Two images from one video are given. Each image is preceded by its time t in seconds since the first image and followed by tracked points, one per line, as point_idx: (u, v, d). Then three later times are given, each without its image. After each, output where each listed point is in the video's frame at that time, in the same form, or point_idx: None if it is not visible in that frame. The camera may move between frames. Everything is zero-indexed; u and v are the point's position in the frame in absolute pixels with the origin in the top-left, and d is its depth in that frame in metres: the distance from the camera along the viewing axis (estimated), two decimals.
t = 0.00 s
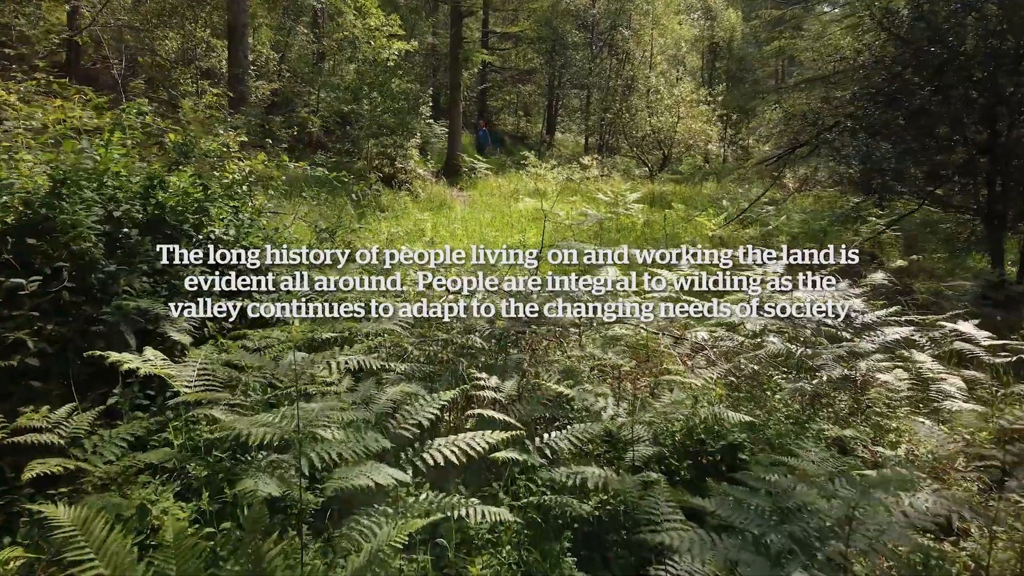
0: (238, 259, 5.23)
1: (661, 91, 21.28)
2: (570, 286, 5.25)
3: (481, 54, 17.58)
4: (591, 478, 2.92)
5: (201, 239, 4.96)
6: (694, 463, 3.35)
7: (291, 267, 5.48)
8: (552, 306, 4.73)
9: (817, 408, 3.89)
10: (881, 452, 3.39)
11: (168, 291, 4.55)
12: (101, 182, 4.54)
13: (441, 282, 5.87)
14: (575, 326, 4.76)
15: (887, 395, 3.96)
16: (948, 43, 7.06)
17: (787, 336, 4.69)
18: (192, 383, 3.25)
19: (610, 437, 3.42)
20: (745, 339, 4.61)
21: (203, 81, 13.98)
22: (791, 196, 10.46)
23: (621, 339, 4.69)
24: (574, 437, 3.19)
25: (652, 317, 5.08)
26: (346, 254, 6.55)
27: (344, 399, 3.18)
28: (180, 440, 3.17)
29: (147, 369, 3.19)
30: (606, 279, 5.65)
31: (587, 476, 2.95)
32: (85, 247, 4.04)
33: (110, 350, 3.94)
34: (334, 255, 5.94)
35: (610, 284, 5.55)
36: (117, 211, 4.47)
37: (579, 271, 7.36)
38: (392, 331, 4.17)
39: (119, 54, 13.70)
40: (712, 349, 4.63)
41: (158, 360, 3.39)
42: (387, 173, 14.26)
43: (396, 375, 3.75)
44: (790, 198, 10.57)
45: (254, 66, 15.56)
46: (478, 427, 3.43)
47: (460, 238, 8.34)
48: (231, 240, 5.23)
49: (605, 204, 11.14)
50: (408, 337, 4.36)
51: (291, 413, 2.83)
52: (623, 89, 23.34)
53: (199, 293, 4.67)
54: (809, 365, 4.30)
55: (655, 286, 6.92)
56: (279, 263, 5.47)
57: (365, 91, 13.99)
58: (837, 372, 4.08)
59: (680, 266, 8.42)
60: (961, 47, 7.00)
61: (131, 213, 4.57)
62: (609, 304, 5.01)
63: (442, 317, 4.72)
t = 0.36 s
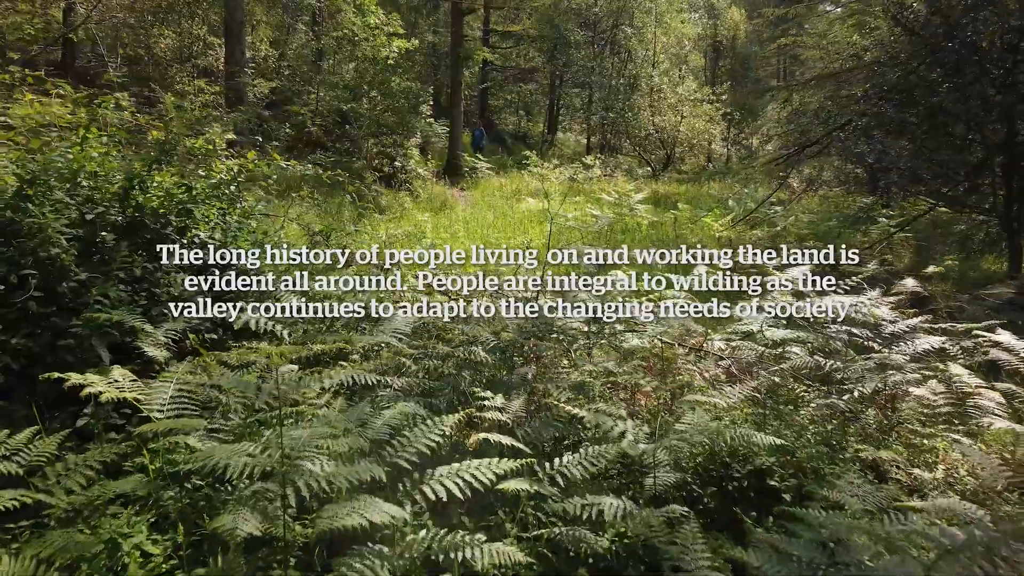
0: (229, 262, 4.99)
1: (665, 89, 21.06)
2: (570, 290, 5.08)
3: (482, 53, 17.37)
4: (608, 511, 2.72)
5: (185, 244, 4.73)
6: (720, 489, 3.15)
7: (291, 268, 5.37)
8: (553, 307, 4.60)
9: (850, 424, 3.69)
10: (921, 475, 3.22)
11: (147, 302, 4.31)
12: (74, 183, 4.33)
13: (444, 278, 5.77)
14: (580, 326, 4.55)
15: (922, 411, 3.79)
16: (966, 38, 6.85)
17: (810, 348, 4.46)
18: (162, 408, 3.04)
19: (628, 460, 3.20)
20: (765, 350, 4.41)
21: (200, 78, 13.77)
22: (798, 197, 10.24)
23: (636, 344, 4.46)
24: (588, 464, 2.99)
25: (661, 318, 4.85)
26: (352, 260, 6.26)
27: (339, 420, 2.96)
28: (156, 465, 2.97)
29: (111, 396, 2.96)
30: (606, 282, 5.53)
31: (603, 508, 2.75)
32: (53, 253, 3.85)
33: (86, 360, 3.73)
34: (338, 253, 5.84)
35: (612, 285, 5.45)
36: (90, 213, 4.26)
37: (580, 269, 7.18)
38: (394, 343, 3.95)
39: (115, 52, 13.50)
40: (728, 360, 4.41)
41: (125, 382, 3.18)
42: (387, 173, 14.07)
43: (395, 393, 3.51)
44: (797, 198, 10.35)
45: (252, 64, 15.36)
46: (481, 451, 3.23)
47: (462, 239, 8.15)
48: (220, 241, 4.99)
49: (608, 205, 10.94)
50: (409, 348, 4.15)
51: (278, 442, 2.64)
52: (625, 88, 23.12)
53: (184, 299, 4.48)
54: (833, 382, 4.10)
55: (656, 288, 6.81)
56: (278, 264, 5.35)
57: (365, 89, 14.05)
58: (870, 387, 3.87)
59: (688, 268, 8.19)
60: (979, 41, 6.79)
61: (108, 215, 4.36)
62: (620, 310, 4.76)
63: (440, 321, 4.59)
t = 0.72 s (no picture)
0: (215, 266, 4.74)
1: (668, 88, 20.83)
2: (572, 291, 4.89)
3: (483, 52, 17.18)
4: (629, 555, 2.53)
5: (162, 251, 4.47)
6: (750, 527, 2.92)
7: (291, 268, 5.23)
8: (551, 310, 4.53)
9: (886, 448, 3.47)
10: (965, 506, 3.08)
11: (120, 314, 4.04)
12: (42, 186, 4.10)
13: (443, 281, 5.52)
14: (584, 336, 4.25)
15: (963, 430, 3.66)
16: (984, 34, 6.64)
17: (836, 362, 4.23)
18: (126, 444, 2.81)
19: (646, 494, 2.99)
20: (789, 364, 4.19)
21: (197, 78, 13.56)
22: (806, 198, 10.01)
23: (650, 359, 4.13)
24: (604, 500, 2.78)
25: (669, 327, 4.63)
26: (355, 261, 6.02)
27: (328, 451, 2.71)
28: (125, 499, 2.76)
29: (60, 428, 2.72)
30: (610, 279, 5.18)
31: (623, 552, 2.56)
32: (13, 262, 3.57)
33: (50, 381, 3.48)
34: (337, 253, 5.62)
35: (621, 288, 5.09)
36: (59, 220, 3.98)
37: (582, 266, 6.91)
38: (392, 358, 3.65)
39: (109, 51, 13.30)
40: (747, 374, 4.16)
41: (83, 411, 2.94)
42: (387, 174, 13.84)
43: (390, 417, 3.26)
44: (805, 199, 10.13)
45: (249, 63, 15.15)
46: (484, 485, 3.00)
47: (463, 240, 7.93)
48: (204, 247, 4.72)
49: (613, 207, 10.72)
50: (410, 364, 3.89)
51: (255, 485, 2.42)
52: (627, 87, 22.91)
53: (161, 312, 4.21)
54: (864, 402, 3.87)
55: (665, 290, 6.59)
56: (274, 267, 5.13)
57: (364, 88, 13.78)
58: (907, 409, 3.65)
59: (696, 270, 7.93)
60: (997, 37, 6.58)
61: (79, 221, 4.10)
62: (623, 315, 4.56)
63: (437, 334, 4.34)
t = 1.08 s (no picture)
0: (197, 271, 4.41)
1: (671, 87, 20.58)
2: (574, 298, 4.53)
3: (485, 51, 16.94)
4: None
5: (135, 265, 4.20)
6: None
7: (293, 267, 4.96)
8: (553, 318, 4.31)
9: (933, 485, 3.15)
10: None
11: (87, 333, 3.75)
12: (1, 188, 3.74)
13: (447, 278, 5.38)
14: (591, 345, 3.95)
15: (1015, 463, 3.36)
16: (1009, 29, 6.39)
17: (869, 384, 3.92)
18: (73, 492, 2.56)
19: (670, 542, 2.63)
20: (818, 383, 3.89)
21: (192, 77, 13.30)
22: (816, 199, 9.76)
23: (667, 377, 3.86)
24: (627, 551, 2.43)
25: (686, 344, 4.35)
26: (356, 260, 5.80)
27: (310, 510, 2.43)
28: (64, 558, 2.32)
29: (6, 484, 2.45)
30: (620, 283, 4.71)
31: None
32: None
33: (5, 412, 3.19)
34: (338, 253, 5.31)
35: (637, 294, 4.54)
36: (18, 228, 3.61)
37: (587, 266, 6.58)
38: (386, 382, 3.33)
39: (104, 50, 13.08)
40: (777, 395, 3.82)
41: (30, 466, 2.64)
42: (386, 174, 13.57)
43: (383, 449, 2.93)
44: (815, 201, 9.86)
45: (247, 62, 14.94)
46: (489, 533, 2.73)
47: (463, 244, 7.64)
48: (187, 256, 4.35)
49: (617, 209, 10.45)
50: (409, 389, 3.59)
51: (220, 552, 2.23)
52: (630, 86, 22.64)
53: (133, 328, 3.88)
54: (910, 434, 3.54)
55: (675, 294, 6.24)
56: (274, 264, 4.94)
57: (363, 88, 13.61)
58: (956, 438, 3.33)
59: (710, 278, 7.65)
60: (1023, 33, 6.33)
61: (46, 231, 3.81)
62: (636, 324, 4.19)
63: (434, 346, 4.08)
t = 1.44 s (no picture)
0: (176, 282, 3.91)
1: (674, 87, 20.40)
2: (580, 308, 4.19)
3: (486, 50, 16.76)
4: None
5: (105, 277, 3.71)
6: None
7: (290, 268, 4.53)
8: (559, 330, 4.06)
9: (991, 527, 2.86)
10: None
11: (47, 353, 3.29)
12: None
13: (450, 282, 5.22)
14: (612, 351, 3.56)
15: None
16: None
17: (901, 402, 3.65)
18: None
19: None
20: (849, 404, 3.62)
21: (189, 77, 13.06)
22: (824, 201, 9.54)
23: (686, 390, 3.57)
24: None
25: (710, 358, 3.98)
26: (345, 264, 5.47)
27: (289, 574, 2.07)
28: None
29: None
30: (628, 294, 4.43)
31: None
32: None
33: None
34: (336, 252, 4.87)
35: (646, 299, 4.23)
36: None
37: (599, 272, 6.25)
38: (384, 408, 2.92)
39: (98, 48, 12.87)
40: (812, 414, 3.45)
41: None
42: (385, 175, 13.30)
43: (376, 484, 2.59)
44: (824, 202, 9.64)
45: (245, 61, 14.73)
46: None
47: (461, 248, 7.28)
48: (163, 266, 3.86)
49: (621, 211, 10.19)
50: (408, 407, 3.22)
51: None
52: (632, 86, 22.46)
53: (100, 348, 3.37)
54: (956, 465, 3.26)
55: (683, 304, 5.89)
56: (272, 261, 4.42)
57: (362, 87, 13.38)
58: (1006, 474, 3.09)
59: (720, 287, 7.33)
60: None
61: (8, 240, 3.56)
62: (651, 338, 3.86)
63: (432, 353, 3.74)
